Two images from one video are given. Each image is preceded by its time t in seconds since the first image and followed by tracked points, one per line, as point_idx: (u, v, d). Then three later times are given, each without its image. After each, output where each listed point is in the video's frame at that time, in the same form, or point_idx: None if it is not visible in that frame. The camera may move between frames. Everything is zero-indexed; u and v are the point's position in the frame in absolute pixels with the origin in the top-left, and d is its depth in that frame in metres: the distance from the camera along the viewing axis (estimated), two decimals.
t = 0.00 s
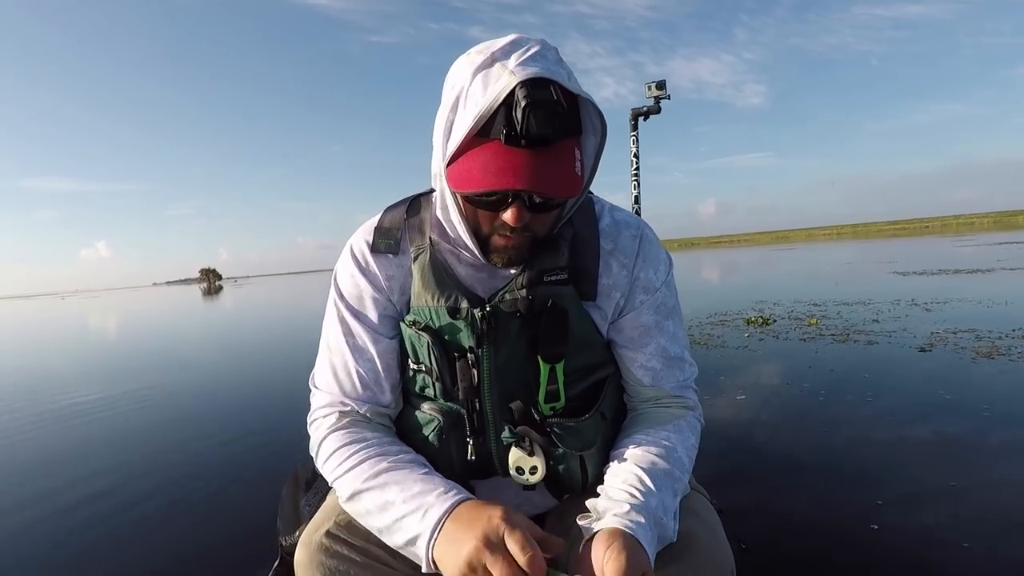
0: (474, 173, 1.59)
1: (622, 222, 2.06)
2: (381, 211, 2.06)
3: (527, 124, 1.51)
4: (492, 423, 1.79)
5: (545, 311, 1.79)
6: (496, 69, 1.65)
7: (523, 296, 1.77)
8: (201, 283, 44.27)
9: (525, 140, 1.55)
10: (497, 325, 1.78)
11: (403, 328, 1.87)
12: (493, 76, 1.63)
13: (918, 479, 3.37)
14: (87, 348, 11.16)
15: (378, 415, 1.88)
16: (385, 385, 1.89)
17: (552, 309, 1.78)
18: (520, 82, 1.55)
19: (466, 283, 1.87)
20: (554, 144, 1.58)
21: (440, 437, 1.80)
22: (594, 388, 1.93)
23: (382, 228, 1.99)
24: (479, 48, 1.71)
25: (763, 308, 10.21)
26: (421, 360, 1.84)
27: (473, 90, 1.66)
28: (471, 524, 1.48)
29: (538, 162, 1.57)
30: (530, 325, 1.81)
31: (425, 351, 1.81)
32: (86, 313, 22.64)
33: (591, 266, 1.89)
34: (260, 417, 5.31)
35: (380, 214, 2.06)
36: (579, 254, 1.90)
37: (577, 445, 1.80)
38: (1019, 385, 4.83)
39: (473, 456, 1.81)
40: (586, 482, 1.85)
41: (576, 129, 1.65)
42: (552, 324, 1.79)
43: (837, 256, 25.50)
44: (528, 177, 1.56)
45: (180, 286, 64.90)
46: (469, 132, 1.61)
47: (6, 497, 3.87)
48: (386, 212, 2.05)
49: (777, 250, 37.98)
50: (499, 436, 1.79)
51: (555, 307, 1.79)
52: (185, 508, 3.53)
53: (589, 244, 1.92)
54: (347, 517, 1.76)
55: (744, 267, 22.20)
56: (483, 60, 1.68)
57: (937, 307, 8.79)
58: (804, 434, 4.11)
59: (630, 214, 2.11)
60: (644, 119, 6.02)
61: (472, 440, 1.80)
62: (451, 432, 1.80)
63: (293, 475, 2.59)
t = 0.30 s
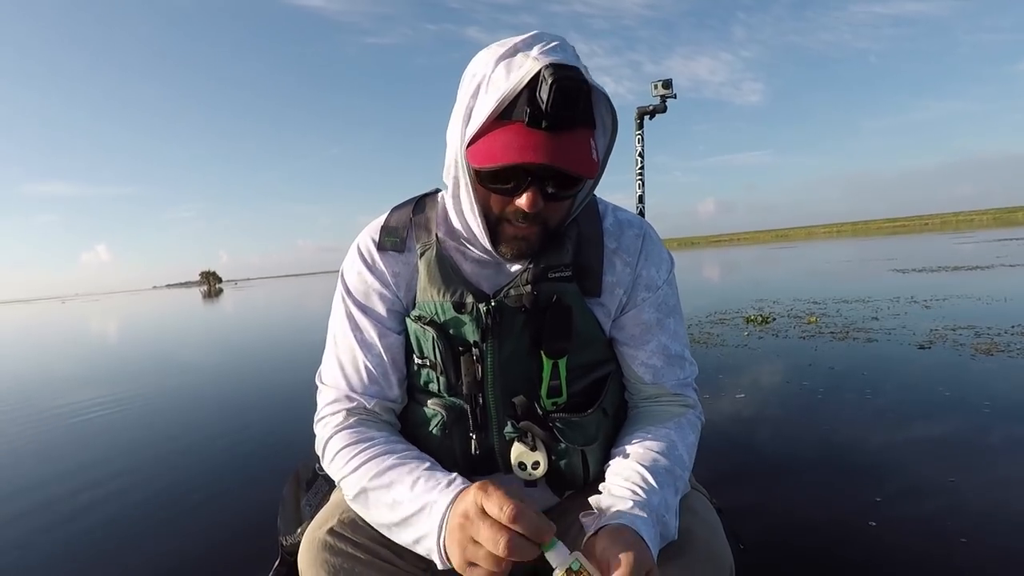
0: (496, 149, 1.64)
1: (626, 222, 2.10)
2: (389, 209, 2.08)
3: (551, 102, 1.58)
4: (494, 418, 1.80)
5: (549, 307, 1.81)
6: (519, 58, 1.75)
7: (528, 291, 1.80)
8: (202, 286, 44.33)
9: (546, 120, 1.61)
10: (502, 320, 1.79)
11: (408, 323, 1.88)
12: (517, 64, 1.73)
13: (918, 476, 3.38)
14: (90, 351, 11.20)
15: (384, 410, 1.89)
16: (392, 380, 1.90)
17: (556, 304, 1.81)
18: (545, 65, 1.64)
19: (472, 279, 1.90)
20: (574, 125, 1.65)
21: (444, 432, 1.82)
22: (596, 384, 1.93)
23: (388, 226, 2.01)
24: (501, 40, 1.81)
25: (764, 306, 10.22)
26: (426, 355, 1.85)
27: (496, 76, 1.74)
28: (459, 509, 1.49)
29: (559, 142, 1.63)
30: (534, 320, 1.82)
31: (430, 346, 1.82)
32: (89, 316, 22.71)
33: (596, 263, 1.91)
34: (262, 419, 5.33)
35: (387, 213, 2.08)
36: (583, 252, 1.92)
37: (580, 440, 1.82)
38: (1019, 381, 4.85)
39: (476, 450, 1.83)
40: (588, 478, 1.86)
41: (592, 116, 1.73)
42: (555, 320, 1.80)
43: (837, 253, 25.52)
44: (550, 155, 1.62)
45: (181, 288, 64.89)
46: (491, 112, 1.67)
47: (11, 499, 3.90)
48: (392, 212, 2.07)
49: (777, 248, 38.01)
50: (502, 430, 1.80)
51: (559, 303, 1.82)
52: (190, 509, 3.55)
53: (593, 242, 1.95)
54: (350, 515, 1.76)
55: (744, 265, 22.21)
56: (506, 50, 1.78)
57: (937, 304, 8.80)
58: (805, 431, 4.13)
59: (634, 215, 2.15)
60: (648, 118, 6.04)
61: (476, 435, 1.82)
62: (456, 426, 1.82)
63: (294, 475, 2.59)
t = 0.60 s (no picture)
0: (524, 96, 1.80)
1: (627, 218, 2.16)
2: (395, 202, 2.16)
3: (580, 55, 1.77)
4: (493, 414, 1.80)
5: (549, 303, 1.83)
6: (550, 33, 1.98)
7: (528, 287, 1.82)
8: (202, 286, 44.32)
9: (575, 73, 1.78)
10: (503, 314, 1.80)
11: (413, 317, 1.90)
12: (547, 40, 1.97)
13: (916, 476, 3.40)
14: (91, 352, 11.22)
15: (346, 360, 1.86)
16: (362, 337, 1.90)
17: (556, 300, 1.83)
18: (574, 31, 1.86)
19: (480, 272, 1.98)
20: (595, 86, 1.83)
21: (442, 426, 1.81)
22: (594, 382, 1.93)
23: (395, 217, 2.08)
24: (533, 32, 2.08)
25: (763, 306, 10.23)
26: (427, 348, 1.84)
27: (527, 50, 1.98)
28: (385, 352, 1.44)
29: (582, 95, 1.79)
30: (534, 315, 1.83)
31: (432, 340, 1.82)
32: (90, 316, 22.75)
33: (596, 260, 1.94)
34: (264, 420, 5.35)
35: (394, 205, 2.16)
36: (584, 249, 1.96)
37: (579, 436, 1.83)
38: (1017, 381, 4.86)
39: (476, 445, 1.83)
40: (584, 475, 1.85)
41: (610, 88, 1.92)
42: (556, 315, 1.81)
43: (838, 252, 25.54)
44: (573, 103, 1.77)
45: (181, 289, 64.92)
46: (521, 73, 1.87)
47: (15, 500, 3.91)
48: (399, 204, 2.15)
49: (778, 247, 38.00)
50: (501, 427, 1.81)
51: (559, 299, 1.84)
52: (192, 510, 3.57)
53: (594, 239, 1.99)
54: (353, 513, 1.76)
55: (743, 265, 22.21)
56: (536, 34, 2.06)
57: (936, 303, 8.81)
58: (804, 431, 4.15)
59: (635, 212, 2.21)
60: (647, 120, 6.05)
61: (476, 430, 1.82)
62: (455, 421, 1.81)
63: (298, 472, 2.56)
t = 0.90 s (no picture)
0: (531, 94, 1.83)
1: (628, 218, 2.16)
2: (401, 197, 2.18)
3: (586, 55, 1.81)
4: (495, 418, 1.81)
5: (552, 306, 1.84)
6: (553, 34, 2.02)
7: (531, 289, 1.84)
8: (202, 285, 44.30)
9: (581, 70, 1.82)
10: (505, 317, 1.81)
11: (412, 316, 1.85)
12: (552, 39, 2.01)
13: (916, 478, 3.40)
14: (90, 350, 11.21)
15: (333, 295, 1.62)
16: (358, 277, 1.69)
17: (559, 302, 1.83)
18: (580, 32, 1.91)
19: (478, 270, 1.96)
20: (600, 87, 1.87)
21: (444, 429, 1.79)
22: (597, 384, 1.94)
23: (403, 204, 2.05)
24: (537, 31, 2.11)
25: (763, 307, 10.23)
26: (429, 349, 1.83)
27: (533, 48, 2.01)
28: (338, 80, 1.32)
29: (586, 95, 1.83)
30: (537, 317, 1.84)
31: (434, 340, 1.80)
32: (89, 314, 22.75)
33: (598, 262, 1.94)
34: (263, 418, 5.34)
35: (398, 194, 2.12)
36: (587, 250, 1.96)
37: (581, 440, 1.83)
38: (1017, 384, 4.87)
39: (477, 448, 1.83)
40: (585, 479, 1.87)
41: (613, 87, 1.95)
42: (559, 317, 1.83)
43: (838, 253, 25.56)
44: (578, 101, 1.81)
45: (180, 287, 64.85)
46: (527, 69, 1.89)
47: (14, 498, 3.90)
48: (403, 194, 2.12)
49: (777, 248, 38.02)
50: (503, 430, 1.82)
51: (562, 302, 1.84)
52: (192, 509, 3.56)
53: (596, 239, 1.98)
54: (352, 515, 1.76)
55: (742, 266, 22.22)
56: (540, 31, 2.07)
57: (935, 306, 8.82)
58: (804, 433, 4.14)
59: (637, 212, 2.21)
60: (651, 119, 6.05)
61: (477, 434, 1.82)
62: (456, 424, 1.80)
63: (298, 472, 2.56)
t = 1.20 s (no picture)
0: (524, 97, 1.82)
1: (623, 218, 2.16)
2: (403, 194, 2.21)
3: (580, 59, 1.80)
4: (493, 420, 1.81)
5: (549, 308, 1.85)
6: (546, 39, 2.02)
7: (528, 291, 1.85)
8: (201, 286, 44.22)
9: (576, 73, 1.81)
10: (503, 320, 1.82)
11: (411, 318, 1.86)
12: (545, 43, 2.01)
13: (913, 476, 3.41)
14: (90, 352, 11.22)
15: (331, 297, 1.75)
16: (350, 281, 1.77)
17: (556, 304, 1.84)
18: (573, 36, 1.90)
19: (470, 268, 1.99)
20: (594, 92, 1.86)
21: (442, 431, 1.80)
22: (595, 385, 1.95)
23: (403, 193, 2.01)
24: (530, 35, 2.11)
25: (761, 306, 10.24)
26: (427, 352, 1.84)
27: (526, 53, 2.01)
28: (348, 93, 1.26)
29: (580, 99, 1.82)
30: (534, 320, 1.86)
31: (432, 342, 1.81)
32: (89, 317, 22.74)
33: (595, 263, 1.95)
34: (262, 420, 5.34)
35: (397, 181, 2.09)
36: (583, 252, 1.96)
37: (579, 442, 1.84)
38: (1014, 381, 4.88)
39: (475, 450, 1.84)
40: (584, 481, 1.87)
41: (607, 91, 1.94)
42: (557, 320, 1.83)
43: (837, 252, 25.55)
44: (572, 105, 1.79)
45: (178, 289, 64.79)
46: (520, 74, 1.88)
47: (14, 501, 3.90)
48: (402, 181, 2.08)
49: (775, 247, 38.05)
50: (501, 432, 1.82)
51: (560, 304, 1.85)
52: (191, 511, 3.56)
53: (592, 241, 1.98)
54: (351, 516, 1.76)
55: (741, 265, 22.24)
56: (533, 35, 2.07)
57: (933, 303, 8.84)
58: (803, 432, 4.15)
59: (632, 212, 2.22)
60: (647, 120, 6.05)
61: (475, 436, 1.82)
62: (454, 426, 1.81)
63: (298, 473, 2.57)
